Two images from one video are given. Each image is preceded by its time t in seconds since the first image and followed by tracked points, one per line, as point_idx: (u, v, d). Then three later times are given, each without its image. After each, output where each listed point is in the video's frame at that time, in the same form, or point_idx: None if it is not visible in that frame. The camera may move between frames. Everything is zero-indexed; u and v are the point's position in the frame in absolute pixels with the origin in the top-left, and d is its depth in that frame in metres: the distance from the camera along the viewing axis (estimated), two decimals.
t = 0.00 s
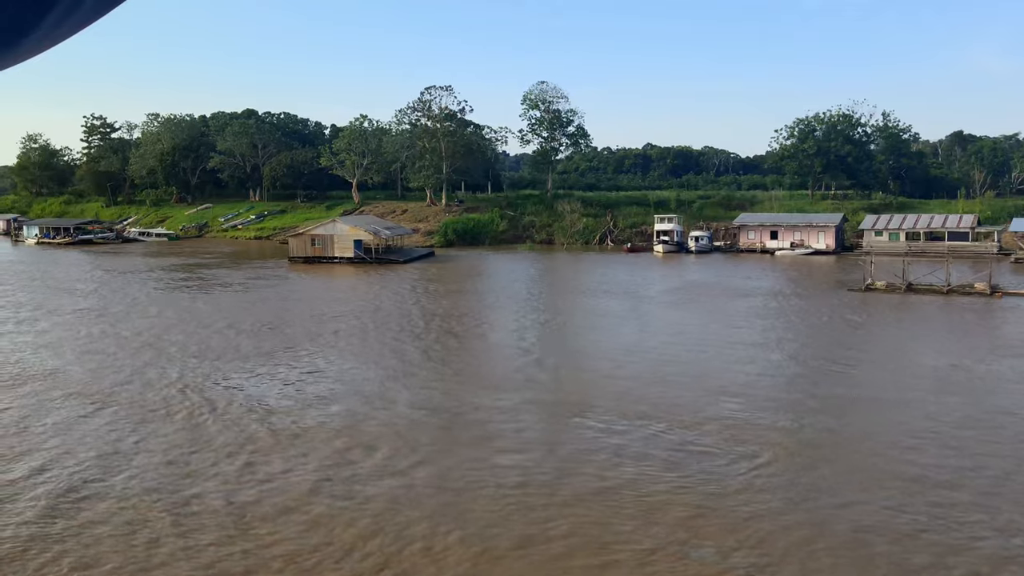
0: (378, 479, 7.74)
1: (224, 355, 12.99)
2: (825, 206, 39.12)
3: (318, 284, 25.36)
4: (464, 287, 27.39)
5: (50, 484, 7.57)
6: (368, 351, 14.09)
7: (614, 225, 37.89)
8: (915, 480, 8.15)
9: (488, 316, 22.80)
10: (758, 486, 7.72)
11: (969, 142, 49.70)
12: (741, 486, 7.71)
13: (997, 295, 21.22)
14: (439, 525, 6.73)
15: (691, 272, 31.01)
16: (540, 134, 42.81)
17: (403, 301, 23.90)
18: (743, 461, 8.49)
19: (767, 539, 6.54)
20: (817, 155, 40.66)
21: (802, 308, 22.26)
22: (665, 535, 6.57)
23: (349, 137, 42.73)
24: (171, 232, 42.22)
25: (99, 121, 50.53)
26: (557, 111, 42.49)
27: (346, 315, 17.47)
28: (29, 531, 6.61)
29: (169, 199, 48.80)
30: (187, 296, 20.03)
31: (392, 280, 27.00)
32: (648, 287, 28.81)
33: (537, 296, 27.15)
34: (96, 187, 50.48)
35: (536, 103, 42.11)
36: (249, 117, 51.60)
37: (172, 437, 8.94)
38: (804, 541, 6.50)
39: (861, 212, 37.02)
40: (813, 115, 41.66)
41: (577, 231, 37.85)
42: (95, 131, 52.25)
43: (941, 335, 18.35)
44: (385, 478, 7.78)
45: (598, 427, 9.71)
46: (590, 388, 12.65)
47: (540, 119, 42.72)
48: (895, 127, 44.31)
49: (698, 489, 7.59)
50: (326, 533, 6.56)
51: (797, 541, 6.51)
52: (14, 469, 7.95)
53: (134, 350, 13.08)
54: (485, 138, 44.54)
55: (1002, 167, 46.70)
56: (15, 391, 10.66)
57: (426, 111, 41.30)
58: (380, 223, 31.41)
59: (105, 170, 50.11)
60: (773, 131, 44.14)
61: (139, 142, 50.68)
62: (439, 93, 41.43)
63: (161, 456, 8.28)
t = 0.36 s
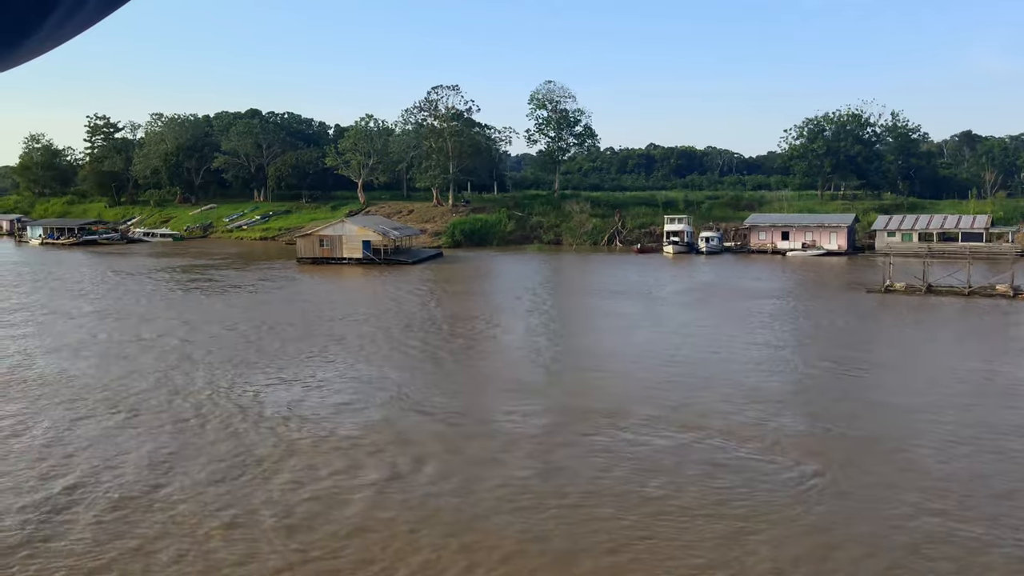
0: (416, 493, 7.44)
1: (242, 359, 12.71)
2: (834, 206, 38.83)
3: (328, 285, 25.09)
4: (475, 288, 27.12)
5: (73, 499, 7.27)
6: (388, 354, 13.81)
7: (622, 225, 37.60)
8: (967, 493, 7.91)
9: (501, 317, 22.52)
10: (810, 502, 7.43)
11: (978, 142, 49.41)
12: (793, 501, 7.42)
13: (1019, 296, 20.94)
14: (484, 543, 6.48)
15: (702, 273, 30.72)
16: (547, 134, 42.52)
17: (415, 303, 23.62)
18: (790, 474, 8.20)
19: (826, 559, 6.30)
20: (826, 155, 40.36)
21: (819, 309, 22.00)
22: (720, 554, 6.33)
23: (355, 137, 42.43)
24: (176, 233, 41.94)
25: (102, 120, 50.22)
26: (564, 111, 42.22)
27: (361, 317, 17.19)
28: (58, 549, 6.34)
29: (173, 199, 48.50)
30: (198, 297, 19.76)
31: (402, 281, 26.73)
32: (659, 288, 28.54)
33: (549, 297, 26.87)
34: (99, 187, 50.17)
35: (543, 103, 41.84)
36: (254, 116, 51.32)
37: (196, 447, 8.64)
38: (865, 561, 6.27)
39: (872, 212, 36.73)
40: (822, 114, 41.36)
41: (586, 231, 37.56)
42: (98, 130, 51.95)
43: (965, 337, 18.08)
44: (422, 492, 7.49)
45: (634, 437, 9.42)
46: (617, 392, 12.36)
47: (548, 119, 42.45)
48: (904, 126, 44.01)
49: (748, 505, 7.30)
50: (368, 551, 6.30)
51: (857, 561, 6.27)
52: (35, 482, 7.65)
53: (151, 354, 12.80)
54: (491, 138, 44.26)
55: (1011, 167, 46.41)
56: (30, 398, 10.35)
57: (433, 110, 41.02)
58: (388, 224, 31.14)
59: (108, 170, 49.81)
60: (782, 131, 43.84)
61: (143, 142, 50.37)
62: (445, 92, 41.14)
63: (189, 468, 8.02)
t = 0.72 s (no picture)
0: (456, 510, 7.18)
1: (260, 363, 12.47)
2: (843, 206, 38.59)
3: (336, 286, 24.84)
4: (485, 290, 26.88)
5: (100, 516, 7.00)
6: (408, 357, 13.54)
7: (630, 226, 37.36)
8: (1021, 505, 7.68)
9: (513, 319, 22.26)
10: (864, 518, 7.17)
11: (985, 142, 49.17)
12: (846, 520, 7.16)
13: None
14: (534, 562, 6.25)
15: (713, 274, 30.47)
16: (553, 134, 42.28)
17: (425, 304, 23.35)
18: (838, 488, 7.94)
19: None
20: (834, 155, 40.11)
21: (835, 310, 21.77)
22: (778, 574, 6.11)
23: (359, 137, 42.18)
24: (180, 234, 41.68)
25: (104, 121, 50.01)
26: (571, 111, 41.99)
27: (376, 319, 16.93)
28: (94, 568, 6.11)
29: (175, 199, 48.26)
30: (208, 299, 19.52)
31: (411, 282, 26.49)
32: (670, 289, 28.29)
33: (558, 299, 26.60)
34: (102, 187, 49.94)
35: (549, 103, 41.62)
36: (257, 117, 51.08)
37: (222, 459, 8.37)
38: None
39: (881, 213, 36.49)
40: (830, 114, 41.12)
41: (593, 232, 37.32)
42: (101, 131, 51.72)
43: (988, 338, 17.84)
44: (462, 509, 7.23)
45: (671, 446, 9.16)
46: (645, 394, 12.09)
47: (554, 119, 42.21)
48: (912, 127, 43.80)
49: (801, 524, 7.04)
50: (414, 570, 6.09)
51: None
52: (63, 496, 7.42)
53: (168, 358, 12.57)
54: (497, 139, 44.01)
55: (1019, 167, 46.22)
56: (49, 405, 10.11)
57: (439, 110, 40.81)
58: (396, 225, 30.89)
59: (111, 170, 49.57)
60: (789, 132, 43.58)
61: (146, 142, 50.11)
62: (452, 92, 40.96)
63: (221, 481, 7.78)
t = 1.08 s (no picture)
0: (505, 534, 6.79)
1: (281, 369, 12.12)
2: (853, 207, 38.22)
3: (346, 289, 24.47)
4: (496, 292, 26.51)
5: (130, 541, 6.63)
6: (430, 362, 13.14)
7: (639, 227, 36.99)
8: None
9: (527, 322, 21.88)
10: (934, 537, 6.82)
11: (994, 142, 48.79)
12: (916, 540, 6.79)
13: None
14: None
15: (724, 276, 30.10)
16: (560, 134, 41.91)
17: (436, 307, 22.97)
18: (901, 504, 7.56)
19: None
20: (844, 156, 39.74)
21: (854, 311, 21.40)
22: None
23: (364, 138, 41.81)
24: (183, 235, 41.27)
25: (106, 121, 49.60)
26: (578, 111, 41.64)
27: (392, 322, 16.55)
28: None
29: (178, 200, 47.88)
30: (218, 302, 19.12)
31: (421, 285, 26.11)
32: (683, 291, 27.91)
33: (570, 301, 26.23)
34: (103, 188, 49.54)
35: (556, 102, 41.26)
36: (260, 117, 50.73)
37: (254, 474, 8.01)
38: None
39: (893, 213, 36.12)
40: (839, 113, 40.76)
41: (602, 233, 36.93)
42: (103, 131, 51.31)
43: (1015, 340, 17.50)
44: (510, 532, 6.84)
45: (719, 458, 8.76)
46: (678, 398, 11.69)
47: (560, 119, 41.86)
48: (921, 126, 43.46)
49: (871, 548, 6.65)
50: None
51: None
52: (93, 516, 7.07)
53: (187, 365, 12.22)
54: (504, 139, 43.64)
55: None
56: (69, 415, 9.76)
57: (444, 110, 40.46)
58: (404, 226, 30.52)
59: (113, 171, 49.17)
60: (797, 132, 43.22)
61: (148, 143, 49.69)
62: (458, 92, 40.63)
63: (256, 498, 7.44)
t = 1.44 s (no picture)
0: (557, 554, 6.34)
1: (300, 374, 11.70)
2: (864, 207, 37.80)
3: (356, 291, 24.07)
4: (507, 294, 26.10)
5: (150, 567, 6.18)
6: (451, 366, 12.72)
7: (648, 228, 36.58)
8: None
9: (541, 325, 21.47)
10: (1011, 550, 6.41)
11: (1004, 142, 48.39)
12: (995, 555, 6.37)
13: None
14: None
15: (737, 277, 29.68)
16: (567, 134, 41.50)
17: (448, 310, 22.54)
18: (971, 515, 7.10)
19: None
20: (855, 155, 39.31)
21: (876, 311, 20.98)
22: None
23: (369, 138, 41.39)
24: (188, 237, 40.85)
25: (108, 122, 49.16)
26: (585, 110, 41.23)
27: (408, 325, 16.13)
28: None
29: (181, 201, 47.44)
30: (228, 305, 18.70)
31: (432, 287, 25.70)
32: (696, 292, 27.50)
33: (583, 303, 25.82)
34: (106, 189, 49.11)
35: (563, 102, 40.85)
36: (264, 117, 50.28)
37: (284, 489, 7.59)
38: None
39: (906, 214, 35.71)
40: (850, 113, 40.34)
41: (611, 234, 36.53)
42: (105, 132, 50.85)
43: None
44: (558, 552, 6.38)
45: (767, 467, 8.31)
46: (712, 402, 11.25)
47: (568, 118, 41.46)
48: (931, 126, 43.06)
49: (950, 563, 6.23)
50: None
51: None
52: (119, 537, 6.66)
53: (204, 371, 11.80)
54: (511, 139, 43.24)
55: None
56: (86, 427, 9.34)
57: (451, 110, 40.05)
58: (412, 227, 30.11)
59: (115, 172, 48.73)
60: (807, 132, 42.82)
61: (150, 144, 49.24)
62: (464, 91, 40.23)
63: (289, 515, 7.03)
